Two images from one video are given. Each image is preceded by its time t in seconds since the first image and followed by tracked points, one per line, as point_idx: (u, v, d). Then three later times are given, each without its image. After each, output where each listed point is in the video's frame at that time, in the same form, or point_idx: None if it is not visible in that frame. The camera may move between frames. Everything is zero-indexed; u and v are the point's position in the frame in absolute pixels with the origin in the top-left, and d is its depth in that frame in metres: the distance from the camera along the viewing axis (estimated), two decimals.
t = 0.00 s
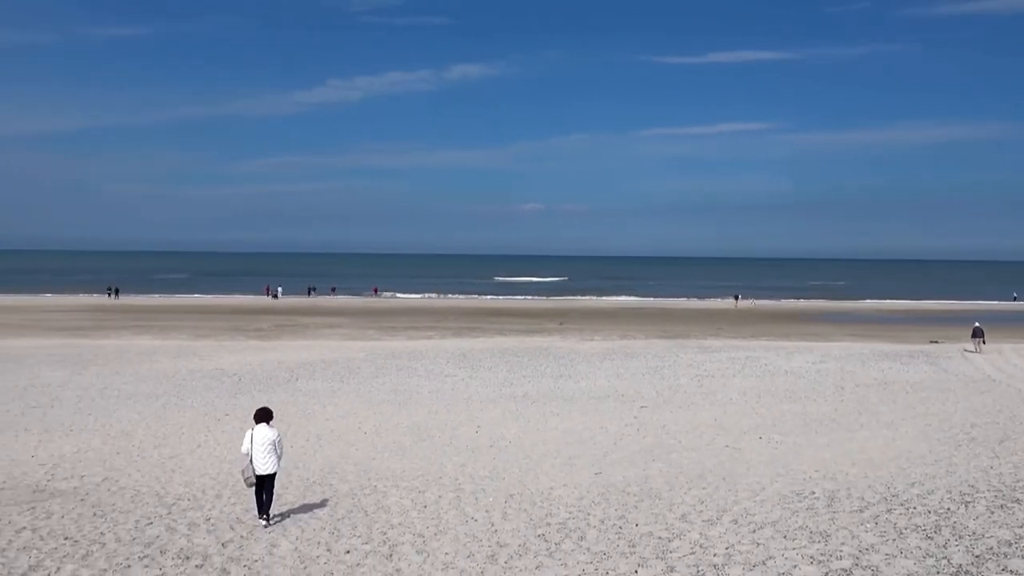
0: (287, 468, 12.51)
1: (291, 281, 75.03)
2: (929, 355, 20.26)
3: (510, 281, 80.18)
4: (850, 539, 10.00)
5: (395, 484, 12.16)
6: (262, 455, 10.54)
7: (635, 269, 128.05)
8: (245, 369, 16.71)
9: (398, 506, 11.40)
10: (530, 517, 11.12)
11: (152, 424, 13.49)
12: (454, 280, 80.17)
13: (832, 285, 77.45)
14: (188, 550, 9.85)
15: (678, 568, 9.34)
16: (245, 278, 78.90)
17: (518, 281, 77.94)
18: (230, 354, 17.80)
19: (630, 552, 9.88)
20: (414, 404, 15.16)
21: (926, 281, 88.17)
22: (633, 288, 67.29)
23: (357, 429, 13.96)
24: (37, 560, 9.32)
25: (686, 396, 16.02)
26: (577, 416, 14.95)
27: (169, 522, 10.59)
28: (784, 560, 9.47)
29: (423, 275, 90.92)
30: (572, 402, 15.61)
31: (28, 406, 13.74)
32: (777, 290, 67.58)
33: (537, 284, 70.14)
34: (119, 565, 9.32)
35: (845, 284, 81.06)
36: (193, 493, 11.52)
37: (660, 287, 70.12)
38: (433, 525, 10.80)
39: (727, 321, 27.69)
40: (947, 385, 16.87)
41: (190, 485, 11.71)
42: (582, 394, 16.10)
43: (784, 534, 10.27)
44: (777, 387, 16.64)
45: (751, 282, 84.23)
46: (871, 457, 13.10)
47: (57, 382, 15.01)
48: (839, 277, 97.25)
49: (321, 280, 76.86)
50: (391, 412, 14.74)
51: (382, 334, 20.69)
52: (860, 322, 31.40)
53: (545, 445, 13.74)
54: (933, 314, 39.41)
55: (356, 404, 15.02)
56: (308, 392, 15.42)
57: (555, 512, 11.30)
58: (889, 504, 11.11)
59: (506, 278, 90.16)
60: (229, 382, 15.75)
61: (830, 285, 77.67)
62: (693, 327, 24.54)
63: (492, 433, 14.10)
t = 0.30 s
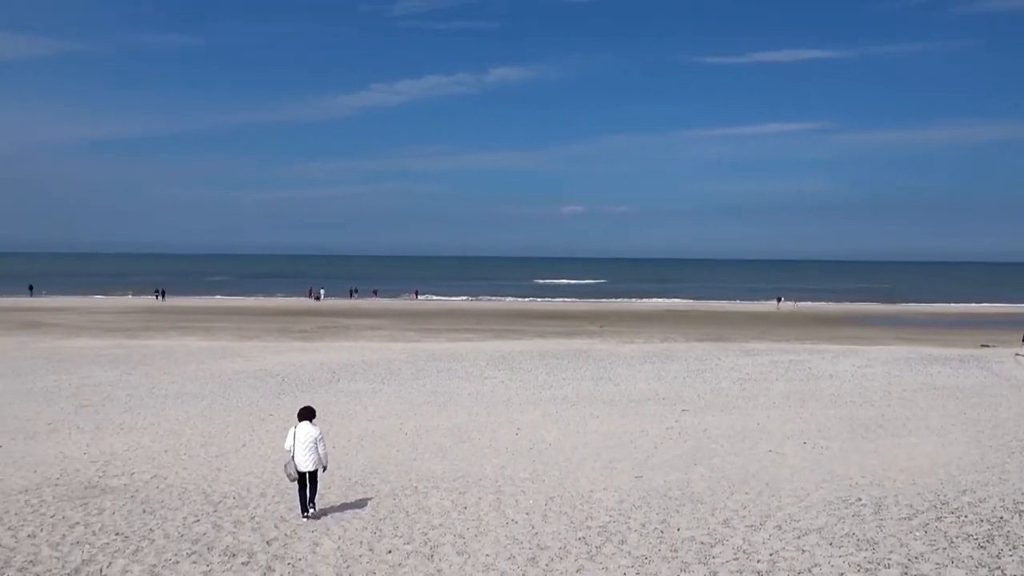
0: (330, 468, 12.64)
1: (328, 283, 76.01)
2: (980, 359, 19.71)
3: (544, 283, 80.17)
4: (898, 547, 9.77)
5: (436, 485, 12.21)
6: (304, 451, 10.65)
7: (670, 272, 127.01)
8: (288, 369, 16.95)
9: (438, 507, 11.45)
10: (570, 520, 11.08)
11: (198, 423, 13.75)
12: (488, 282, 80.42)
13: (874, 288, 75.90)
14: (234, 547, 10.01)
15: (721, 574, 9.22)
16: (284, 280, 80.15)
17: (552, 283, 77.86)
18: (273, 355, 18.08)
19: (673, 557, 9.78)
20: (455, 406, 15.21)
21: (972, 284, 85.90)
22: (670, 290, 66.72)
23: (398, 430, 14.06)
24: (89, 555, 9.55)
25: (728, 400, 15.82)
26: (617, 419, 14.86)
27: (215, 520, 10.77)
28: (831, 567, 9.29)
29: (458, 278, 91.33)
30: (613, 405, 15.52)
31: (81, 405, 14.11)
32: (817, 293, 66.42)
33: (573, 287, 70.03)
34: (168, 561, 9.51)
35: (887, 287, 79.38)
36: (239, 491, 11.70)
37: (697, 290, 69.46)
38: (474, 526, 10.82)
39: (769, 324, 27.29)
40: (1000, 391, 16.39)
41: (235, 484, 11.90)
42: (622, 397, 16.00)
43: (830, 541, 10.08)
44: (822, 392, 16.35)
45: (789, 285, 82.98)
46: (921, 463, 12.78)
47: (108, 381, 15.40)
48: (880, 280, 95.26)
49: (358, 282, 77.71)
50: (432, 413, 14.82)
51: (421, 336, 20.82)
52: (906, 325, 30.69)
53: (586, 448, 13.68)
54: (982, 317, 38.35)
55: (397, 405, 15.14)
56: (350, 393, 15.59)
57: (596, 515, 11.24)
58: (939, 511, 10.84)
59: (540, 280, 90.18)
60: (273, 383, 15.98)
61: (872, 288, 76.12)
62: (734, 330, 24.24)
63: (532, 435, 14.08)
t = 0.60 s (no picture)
0: (370, 469, 12.73)
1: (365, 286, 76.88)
2: None
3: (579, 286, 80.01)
4: (948, 557, 9.53)
5: (475, 487, 12.24)
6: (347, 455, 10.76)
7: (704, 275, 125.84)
8: (328, 371, 17.14)
9: (477, 510, 11.46)
10: (610, 524, 11.01)
11: (242, 424, 13.97)
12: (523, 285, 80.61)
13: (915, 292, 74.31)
14: (277, 546, 10.13)
15: None
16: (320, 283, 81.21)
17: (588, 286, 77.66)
18: (314, 358, 18.30)
19: (714, 563, 9.66)
20: (494, 409, 15.23)
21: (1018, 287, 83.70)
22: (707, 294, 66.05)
23: (437, 432, 14.13)
24: (137, 552, 9.74)
25: (770, 405, 15.60)
26: (657, 423, 14.74)
27: (259, 519, 10.93)
28: None
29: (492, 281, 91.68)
30: (652, 409, 15.41)
31: (129, 404, 14.43)
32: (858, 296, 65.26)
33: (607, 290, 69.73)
34: (213, 559, 9.66)
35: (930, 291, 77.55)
36: (281, 491, 11.86)
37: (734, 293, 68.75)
38: (513, 529, 10.81)
39: (810, 328, 26.86)
40: None
41: (278, 484, 12.06)
42: (662, 401, 15.87)
43: (876, 550, 9.86)
44: (867, 397, 16.03)
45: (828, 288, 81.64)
46: (971, 472, 12.44)
47: (154, 382, 15.73)
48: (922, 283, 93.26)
49: (394, 285, 78.45)
50: (471, 416, 14.86)
51: (460, 339, 20.91)
52: (953, 330, 29.94)
53: (625, 452, 13.59)
54: None
55: (436, 407, 15.21)
56: (389, 395, 15.71)
57: (636, 520, 11.15)
58: (991, 521, 10.54)
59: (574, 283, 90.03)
60: (314, 385, 16.16)
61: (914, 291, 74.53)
62: (776, 334, 23.91)
63: (571, 439, 14.03)
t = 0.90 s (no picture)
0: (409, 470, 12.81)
1: (399, 288, 77.50)
2: None
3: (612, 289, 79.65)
4: (999, 569, 9.27)
5: (512, 490, 12.23)
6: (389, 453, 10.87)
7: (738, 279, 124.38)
8: (367, 373, 17.29)
9: (515, 512, 11.46)
10: (648, 529, 10.93)
11: (283, 424, 14.15)
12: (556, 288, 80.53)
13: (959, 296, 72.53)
14: (317, 546, 10.24)
15: None
16: (356, 286, 82.16)
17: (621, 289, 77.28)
18: (353, 359, 18.48)
19: (756, 570, 9.53)
20: (531, 412, 15.22)
21: None
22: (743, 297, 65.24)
23: (475, 434, 14.17)
24: (182, 549, 9.92)
25: (812, 410, 15.36)
26: (696, 428, 14.60)
27: (300, 518, 11.05)
28: None
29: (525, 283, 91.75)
30: (691, 414, 15.27)
31: (174, 404, 14.72)
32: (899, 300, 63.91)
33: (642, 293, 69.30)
34: (255, 556, 9.80)
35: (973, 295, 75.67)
36: (321, 491, 11.98)
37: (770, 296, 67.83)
38: (551, 532, 10.78)
39: (853, 332, 26.36)
40: None
41: (318, 484, 12.19)
42: (701, 406, 15.71)
43: (923, 560, 9.64)
44: (912, 403, 15.68)
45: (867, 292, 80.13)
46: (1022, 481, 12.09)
47: (198, 382, 16.01)
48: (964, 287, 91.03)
49: (427, 287, 78.95)
50: (508, 418, 14.87)
51: (496, 342, 20.95)
52: (1001, 335, 29.14)
53: (663, 456, 13.49)
54: None
55: (473, 410, 15.25)
56: (427, 397, 15.80)
57: (675, 525, 11.05)
58: None
59: (607, 286, 89.66)
60: (354, 386, 16.32)
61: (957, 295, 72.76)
62: (818, 338, 23.50)
63: (608, 442, 13.97)
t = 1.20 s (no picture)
0: (446, 472, 12.86)
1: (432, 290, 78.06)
2: None
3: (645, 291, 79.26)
4: None
5: (549, 493, 12.20)
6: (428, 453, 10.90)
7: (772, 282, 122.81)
8: (404, 375, 17.39)
9: (552, 515, 11.43)
10: (687, 534, 10.82)
11: (322, 424, 14.30)
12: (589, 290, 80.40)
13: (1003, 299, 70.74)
14: (356, 545, 10.31)
15: None
16: (389, 288, 82.88)
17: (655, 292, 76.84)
18: (391, 361, 18.62)
19: None
20: (568, 415, 15.18)
21: None
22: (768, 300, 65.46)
23: (512, 436, 14.17)
24: (225, 547, 10.06)
25: (854, 416, 15.09)
26: (735, 432, 14.44)
27: (339, 518, 11.15)
28: None
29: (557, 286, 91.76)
30: (730, 418, 15.10)
31: (216, 404, 14.96)
32: (940, 304, 62.51)
33: (675, 296, 68.76)
34: (296, 556, 9.90)
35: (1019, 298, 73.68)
36: (360, 491, 12.07)
37: (807, 299, 66.88)
38: (588, 536, 10.72)
39: (896, 336, 25.85)
40: None
41: (357, 484, 12.28)
42: (740, 410, 15.53)
43: (972, 570, 9.39)
44: (959, 410, 15.31)
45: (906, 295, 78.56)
46: None
47: (239, 383, 16.26)
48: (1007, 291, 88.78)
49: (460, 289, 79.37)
50: (545, 421, 14.85)
51: (533, 344, 20.94)
52: None
53: (702, 461, 13.36)
54: None
55: (510, 412, 15.25)
56: (464, 399, 15.84)
57: (714, 531, 10.92)
58: None
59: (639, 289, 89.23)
60: (391, 387, 16.43)
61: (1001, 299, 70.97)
62: (860, 342, 23.10)
63: (646, 446, 13.86)
